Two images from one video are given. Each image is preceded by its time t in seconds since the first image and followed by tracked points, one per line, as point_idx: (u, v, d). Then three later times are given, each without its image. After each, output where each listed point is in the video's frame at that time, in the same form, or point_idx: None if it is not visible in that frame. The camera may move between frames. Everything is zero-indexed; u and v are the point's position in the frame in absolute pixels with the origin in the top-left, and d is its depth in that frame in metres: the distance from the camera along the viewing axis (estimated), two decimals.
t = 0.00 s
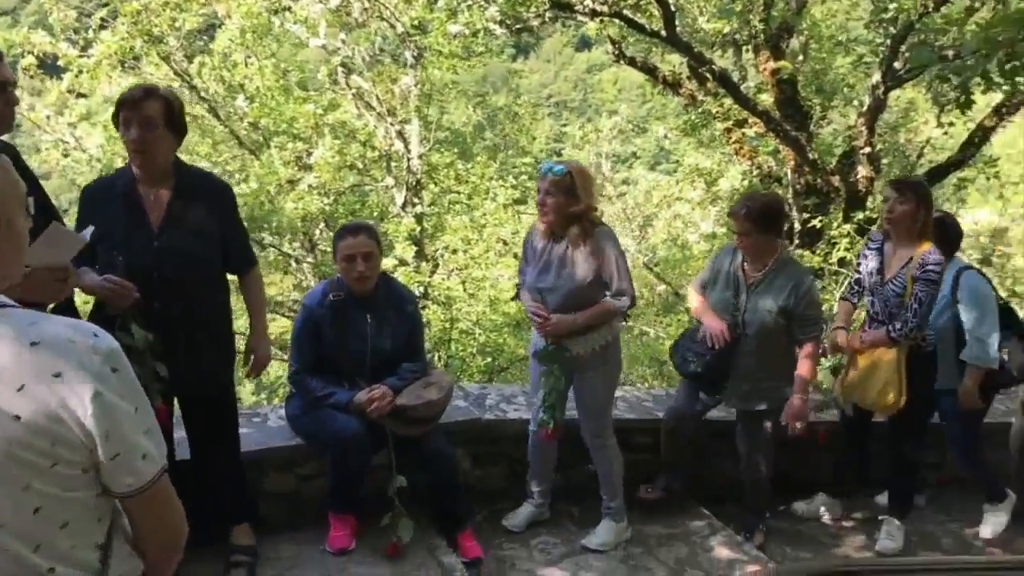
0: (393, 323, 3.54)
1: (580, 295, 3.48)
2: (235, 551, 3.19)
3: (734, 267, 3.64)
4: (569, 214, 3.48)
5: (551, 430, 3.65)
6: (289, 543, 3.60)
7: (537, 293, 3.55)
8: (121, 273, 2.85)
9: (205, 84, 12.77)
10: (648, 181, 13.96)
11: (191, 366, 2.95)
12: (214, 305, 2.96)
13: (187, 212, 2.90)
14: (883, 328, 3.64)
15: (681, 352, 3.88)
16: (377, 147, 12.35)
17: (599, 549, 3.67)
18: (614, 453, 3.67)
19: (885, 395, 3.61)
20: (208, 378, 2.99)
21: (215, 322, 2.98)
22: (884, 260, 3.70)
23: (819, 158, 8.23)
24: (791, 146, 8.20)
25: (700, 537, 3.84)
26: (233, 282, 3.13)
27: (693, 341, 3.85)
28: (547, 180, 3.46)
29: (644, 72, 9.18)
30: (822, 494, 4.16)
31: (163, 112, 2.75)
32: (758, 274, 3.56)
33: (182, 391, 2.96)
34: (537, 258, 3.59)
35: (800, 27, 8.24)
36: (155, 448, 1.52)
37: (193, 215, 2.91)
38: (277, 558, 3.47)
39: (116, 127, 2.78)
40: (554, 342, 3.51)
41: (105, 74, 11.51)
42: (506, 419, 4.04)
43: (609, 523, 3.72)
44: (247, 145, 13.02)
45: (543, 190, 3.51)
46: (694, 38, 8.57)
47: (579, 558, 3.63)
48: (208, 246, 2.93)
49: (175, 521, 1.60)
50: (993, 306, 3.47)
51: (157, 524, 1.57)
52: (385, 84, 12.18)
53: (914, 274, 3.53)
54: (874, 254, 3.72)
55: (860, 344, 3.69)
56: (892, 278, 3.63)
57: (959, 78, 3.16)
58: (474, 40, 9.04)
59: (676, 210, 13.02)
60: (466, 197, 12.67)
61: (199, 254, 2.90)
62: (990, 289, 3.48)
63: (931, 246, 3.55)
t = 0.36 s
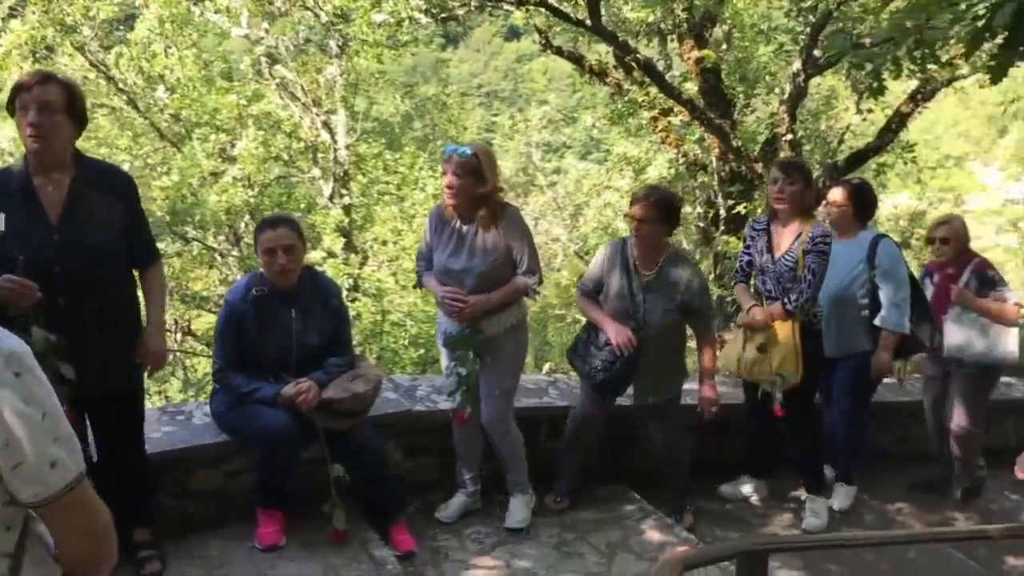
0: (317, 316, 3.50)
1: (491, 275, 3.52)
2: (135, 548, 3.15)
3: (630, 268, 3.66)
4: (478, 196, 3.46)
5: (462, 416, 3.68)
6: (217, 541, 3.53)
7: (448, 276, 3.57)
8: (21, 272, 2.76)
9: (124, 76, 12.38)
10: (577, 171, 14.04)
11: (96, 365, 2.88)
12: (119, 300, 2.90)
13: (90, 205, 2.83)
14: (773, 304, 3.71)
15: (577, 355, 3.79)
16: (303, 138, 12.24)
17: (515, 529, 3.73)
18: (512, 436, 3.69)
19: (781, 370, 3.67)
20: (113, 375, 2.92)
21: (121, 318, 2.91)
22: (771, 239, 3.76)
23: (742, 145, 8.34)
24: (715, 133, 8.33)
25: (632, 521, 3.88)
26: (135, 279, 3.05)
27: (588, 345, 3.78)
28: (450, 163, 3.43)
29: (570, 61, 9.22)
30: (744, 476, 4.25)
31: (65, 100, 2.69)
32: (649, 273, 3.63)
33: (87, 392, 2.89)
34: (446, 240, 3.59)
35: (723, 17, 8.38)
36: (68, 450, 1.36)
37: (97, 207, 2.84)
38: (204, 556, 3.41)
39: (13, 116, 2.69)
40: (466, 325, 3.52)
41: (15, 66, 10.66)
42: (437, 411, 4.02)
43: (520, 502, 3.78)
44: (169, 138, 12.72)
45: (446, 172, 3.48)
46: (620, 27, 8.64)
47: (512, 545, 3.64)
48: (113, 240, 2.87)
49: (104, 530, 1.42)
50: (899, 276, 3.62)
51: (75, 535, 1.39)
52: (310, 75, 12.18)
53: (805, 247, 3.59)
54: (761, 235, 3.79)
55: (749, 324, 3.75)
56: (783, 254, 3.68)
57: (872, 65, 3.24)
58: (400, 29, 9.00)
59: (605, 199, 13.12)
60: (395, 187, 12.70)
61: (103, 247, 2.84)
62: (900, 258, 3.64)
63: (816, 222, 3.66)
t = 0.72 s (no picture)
0: (276, 317, 3.47)
1: (461, 275, 3.50)
2: (94, 555, 3.11)
3: (576, 289, 3.70)
4: (448, 193, 3.44)
5: (437, 413, 3.68)
6: (178, 546, 3.50)
7: (418, 275, 3.51)
8: None
9: (79, 79, 12.14)
10: (538, 168, 14.07)
11: (58, 365, 2.83)
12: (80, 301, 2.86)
13: (53, 205, 2.78)
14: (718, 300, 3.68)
15: (513, 364, 3.82)
16: (261, 138, 12.14)
17: (463, 526, 3.73)
18: (464, 429, 3.74)
19: (734, 365, 3.70)
20: (78, 375, 2.89)
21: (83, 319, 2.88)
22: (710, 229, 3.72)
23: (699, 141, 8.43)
24: (673, 129, 8.42)
25: (595, 516, 3.91)
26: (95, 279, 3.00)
27: (530, 357, 3.81)
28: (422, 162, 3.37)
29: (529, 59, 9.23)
30: (707, 469, 4.25)
31: (31, 101, 2.66)
32: (594, 294, 3.69)
33: (45, 394, 2.84)
34: (412, 239, 3.52)
35: (680, 14, 8.46)
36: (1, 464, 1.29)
37: (61, 208, 2.80)
38: (165, 562, 3.37)
39: None
40: (436, 325, 3.51)
41: None
42: (398, 410, 4.01)
43: (464, 502, 3.76)
44: (125, 139, 12.55)
45: (416, 172, 3.41)
46: (577, 24, 8.69)
47: (477, 543, 3.64)
48: (77, 242, 2.84)
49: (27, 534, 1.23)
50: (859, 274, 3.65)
51: None
52: (268, 74, 11.93)
53: (748, 237, 3.58)
54: (699, 233, 3.73)
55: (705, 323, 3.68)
56: (724, 248, 3.66)
57: (818, 57, 3.25)
58: (358, 27, 8.95)
59: (566, 196, 13.16)
60: (355, 186, 12.72)
61: (66, 248, 2.80)
62: (861, 257, 3.65)
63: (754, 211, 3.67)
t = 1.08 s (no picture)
0: (254, 321, 3.45)
1: (446, 278, 3.48)
2: (71, 562, 3.09)
3: (557, 300, 3.72)
4: (441, 198, 3.43)
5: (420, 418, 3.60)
6: (155, 552, 3.46)
7: (406, 277, 3.47)
8: None
9: (52, 81, 12.01)
10: (516, 169, 14.08)
11: (36, 370, 2.81)
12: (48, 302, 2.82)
13: (21, 207, 2.75)
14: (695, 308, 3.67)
15: (492, 378, 3.78)
16: (238, 140, 12.07)
17: (443, 528, 3.72)
18: (444, 433, 3.73)
19: (717, 370, 3.68)
20: (49, 380, 2.85)
21: (52, 322, 2.84)
22: (693, 232, 3.71)
23: (677, 141, 8.47)
24: (650, 129, 8.45)
25: (575, 516, 3.92)
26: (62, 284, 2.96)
27: (509, 367, 3.79)
28: (417, 164, 3.34)
29: (508, 60, 9.21)
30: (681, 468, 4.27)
31: None
32: (577, 306, 3.74)
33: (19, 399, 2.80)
34: (398, 240, 3.47)
35: (657, 15, 8.48)
36: None
37: (29, 210, 2.77)
38: (143, 567, 3.34)
39: None
40: (421, 327, 3.49)
41: None
42: (377, 412, 4.00)
43: (445, 505, 3.76)
44: (99, 141, 12.41)
45: (409, 173, 3.37)
46: (554, 25, 8.68)
47: (458, 545, 3.63)
48: (44, 244, 2.80)
49: None
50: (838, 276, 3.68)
51: None
52: (245, 76, 11.80)
53: (734, 244, 3.59)
54: (680, 232, 3.72)
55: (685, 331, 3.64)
56: (706, 251, 3.66)
57: (792, 59, 3.27)
58: (335, 28, 8.90)
59: (545, 197, 13.16)
60: (333, 188, 12.70)
61: (34, 250, 2.77)
62: (835, 257, 3.68)
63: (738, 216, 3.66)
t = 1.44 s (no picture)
0: (227, 325, 3.43)
1: (415, 279, 3.47)
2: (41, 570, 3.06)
3: (521, 302, 3.72)
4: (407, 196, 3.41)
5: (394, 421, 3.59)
6: (129, 559, 3.43)
7: (373, 280, 3.43)
8: None
9: (21, 83, 11.88)
10: (493, 171, 14.07)
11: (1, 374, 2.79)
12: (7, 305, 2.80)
13: None
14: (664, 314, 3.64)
15: (460, 386, 3.79)
16: (211, 143, 12.01)
17: (420, 531, 3.71)
18: (414, 438, 3.72)
19: (693, 371, 3.72)
20: (12, 384, 2.82)
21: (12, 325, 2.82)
22: (653, 237, 3.67)
23: (652, 143, 8.52)
24: (625, 131, 8.49)
25: (552, 518, 3.93)
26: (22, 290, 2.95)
27: (475, 374, 3.81)
28: (384, 166, 3.32)
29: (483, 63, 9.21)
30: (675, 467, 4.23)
31: None
32: (539, 307, 3.73)
33: None
34: (363, 242, 3.43)
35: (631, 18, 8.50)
36: None
37: None
38: (115, 574, 3.31)
39: None
40: (391, 330, 3.47)
41: None
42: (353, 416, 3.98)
43: (421, 509, 3.75)
44: (71, 144, 12.29)
45: (374, 175, 3.34)
46: (528, 27, 8.68)
47: (435, 548, 3.63)
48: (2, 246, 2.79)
49: None
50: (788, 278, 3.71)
51: None
52: (218, 79, 11.78)
53: (696, 247, 3.60)
54: (640, 239, 3.68)
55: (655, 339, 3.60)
56: (667, 257, 3.66)
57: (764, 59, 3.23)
58: (308, 31, 8.84)
59: (521, 198, 13.15)
60: (308, 191, 12.66)
61: None
62: (779, 253, 3.77)
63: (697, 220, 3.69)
